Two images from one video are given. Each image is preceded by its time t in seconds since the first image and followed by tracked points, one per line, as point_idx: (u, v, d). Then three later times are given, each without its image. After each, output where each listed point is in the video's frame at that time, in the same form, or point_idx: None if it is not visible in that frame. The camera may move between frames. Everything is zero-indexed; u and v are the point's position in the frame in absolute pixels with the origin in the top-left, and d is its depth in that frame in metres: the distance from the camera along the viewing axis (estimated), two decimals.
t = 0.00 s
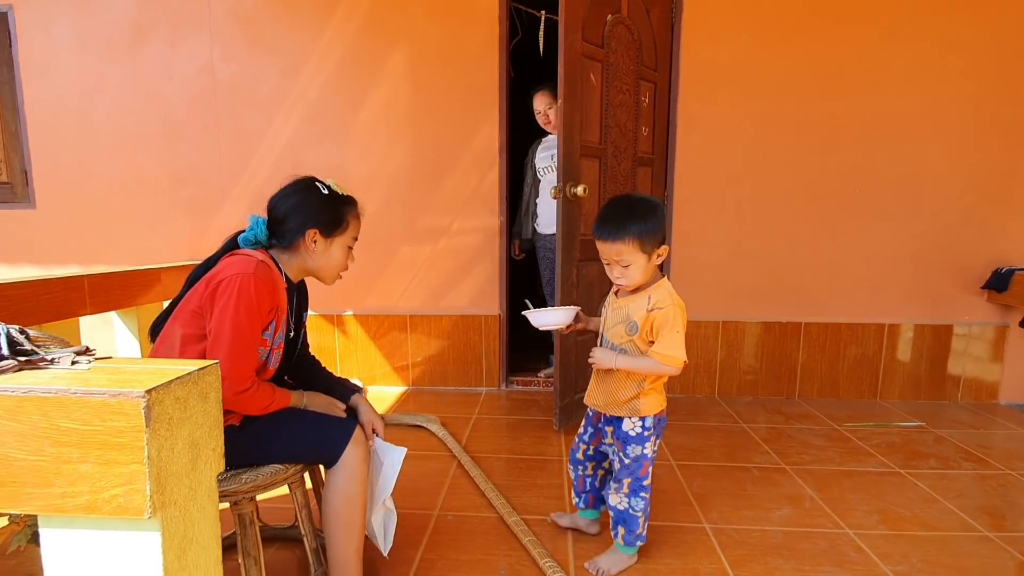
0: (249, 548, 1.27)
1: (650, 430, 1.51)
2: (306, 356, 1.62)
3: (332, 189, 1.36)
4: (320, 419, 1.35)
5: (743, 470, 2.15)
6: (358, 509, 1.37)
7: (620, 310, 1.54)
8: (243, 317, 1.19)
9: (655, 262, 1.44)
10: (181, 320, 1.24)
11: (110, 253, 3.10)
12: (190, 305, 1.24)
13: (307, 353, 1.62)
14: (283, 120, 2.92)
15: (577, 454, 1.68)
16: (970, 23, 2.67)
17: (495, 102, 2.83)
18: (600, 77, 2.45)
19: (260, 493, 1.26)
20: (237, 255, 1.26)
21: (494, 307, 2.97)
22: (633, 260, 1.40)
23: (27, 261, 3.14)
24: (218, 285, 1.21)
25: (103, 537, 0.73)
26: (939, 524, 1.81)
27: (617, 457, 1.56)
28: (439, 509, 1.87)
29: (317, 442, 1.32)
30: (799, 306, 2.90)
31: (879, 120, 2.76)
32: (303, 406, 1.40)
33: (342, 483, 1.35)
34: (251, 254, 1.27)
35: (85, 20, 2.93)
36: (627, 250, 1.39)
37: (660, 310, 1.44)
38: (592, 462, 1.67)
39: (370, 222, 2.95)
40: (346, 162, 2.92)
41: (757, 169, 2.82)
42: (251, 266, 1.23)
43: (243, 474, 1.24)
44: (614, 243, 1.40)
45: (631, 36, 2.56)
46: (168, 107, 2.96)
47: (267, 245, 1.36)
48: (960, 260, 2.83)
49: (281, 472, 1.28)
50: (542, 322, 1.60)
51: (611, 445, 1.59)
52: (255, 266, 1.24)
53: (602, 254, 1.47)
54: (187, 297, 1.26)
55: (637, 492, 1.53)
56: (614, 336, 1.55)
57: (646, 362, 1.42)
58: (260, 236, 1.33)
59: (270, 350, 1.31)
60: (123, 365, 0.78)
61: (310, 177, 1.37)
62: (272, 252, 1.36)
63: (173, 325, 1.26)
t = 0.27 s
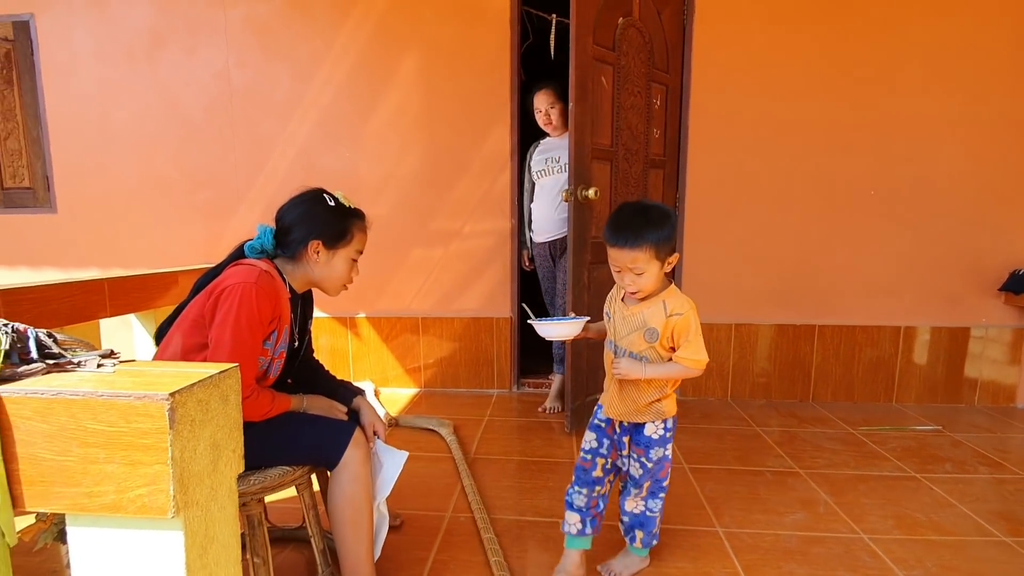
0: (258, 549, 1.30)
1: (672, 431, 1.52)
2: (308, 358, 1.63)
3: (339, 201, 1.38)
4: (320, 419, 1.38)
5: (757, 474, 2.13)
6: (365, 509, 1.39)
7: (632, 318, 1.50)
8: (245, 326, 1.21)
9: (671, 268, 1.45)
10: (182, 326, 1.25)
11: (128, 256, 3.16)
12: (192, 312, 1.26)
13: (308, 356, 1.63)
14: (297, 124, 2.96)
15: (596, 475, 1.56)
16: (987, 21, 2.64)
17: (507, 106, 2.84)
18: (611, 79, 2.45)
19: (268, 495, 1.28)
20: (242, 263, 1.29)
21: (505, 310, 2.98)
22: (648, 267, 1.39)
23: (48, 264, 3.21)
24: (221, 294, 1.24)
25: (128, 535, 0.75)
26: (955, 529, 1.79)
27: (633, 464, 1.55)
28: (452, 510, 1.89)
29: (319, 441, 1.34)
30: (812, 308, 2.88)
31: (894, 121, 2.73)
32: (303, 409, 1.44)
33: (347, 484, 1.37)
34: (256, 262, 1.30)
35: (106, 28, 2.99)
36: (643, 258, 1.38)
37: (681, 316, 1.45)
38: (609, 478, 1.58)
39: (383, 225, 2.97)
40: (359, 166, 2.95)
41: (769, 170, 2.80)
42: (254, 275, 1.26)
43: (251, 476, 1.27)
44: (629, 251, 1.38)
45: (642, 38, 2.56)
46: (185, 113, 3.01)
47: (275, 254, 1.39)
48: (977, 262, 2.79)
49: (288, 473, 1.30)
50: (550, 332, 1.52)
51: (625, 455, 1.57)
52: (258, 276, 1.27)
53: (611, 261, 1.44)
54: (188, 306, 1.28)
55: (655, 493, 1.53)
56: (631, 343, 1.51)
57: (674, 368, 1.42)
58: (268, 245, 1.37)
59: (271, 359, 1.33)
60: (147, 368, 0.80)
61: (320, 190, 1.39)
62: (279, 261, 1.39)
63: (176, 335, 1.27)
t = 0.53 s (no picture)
0: (267, 553, 1.31)
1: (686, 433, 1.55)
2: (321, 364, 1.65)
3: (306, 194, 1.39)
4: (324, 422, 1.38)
5: (764, 479, 2.12)
6: (373, 512, 1.40)
7: (639, 327, 1.49)
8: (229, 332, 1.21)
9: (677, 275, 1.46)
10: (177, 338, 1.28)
11: (139, 262, 3.19)
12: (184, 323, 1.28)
13: (321, 362, 1.65)
14: (304, 131, 2.99)
15: (641, 499, 1.49)
16: (995, 23, 2.62)
17: (512, 111, 2.85)
18: (616, 85, 2.46)
19: (277, 500, 1.29)
20: (226, 272, 1.32)
21: (511, 314, 2.99)
22: (655, 277, 1.40)
23: (60, 270, 3.26)
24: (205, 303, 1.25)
25: (140, 541, 0.76)
26: (966, 535, 1.77)
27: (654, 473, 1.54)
28: (459, 515, 1.89)
29: (324, 441, 1.35)
30: (820, 312, 2.86)
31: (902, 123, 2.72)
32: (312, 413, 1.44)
33: (355, 486, 1.38)
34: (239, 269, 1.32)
35: (117, 37, 3.04)
36: (650, 268, 1.38)
37: (689, 321, 1.45)
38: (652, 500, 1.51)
39: (389, 230, 2.99)
40: (365, 171, 2.97)
41: (776, 174, 2.79)
42: (235, 281, 1.27)
43: (260, 481, 1.28)
44: (636, 262, 1.38)
45: (647, 43, 2.57)
46: (194, 120, 3.05)
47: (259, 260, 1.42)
48: (986, 264, 2.77)
49: (297, 479, 1.32)
50: (553, 344, 1.52)
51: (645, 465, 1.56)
52: (239, 280, 1.28)
53: (616, 272, 1.44)
54: (180, 318, 1.31)
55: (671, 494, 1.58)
56: (641, 352, 1.48)
57: (688, 373, 1.43)
58: (251, 253, 1.39)
59: (269, 362, 1.34)
60: (158, 376, 0.81)
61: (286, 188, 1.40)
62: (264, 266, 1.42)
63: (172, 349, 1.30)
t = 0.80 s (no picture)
0: (269, 557, 1.31)
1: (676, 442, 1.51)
2: (313, 365, 1.65)
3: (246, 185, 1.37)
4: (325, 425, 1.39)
5: (769, 483, 2.11)
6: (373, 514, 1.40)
7: (637, 330, 1.48)
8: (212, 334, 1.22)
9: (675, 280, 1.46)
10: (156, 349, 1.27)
11: (143, 266, 3.21)
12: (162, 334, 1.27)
13: (314, 362, 1.65)
14: (307, 136, 3.00)
15: (593, 499, 1.53)
16: (999, 25, 2.61)
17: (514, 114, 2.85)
18: (618, 88, 2.46)
19: (280, 504, 1.29)
20: (192, 277, 1.32)
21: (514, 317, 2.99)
22: (653, 281, 1.39)
23: (66, 275, 3.28)
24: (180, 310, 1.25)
25: (141, 545, 0.76)
26: (974, 540, 1.75)
27: (640, 479, 1.53)
28: (461, 519, 1.89)
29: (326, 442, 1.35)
30: (824, 314, 2.85)
31: (905, 125, 2.71)
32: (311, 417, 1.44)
33: (357, 488, 1.38)
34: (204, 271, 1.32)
35: (122, 44, 3.06)
36: (649, 271, 1.38)
37: (688, 327, 1.45)
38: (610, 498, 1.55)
39: (392, 234, 3.00)
40: (368, 176, 2.98)
41: (779, 176, 2.79)
42: (207, 284, 1.27)
43: (262, 485, 1.28)
44: (635, 264, 1.38)
45: (649, 47, 2.57)
46: (198, 125, 3.07)
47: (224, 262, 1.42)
48: (993, 267, 2.75)
49: (299, 482, 1.31)
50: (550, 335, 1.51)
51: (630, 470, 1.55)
52: (210, 282, 1.27)
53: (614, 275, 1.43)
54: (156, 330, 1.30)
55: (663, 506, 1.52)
56: (637, 355, 1.48)
57: (686, 378, 1.43)
58: (213, 257, 1.38)
59: (254, 358, 1.33)
60: (160, 379, 0.81)
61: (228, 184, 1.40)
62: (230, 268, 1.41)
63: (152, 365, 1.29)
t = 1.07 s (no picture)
0: (273, 561, 1.30)
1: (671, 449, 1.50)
2: (307, 366, 1.64)
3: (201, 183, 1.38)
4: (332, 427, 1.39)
5: (775, 488, 2.09)
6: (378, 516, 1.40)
7: (635, 330, 1.48)
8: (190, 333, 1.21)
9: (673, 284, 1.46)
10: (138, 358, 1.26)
11: (148, 270, 3.22)
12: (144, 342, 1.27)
13: (307, 363, 1.64)
14: (311, 141, 3.01)
15: (577, 492, 1.60)
16: (1002, 27, 2.61)
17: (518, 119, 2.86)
18: (621, 92, 2.46)
19: (284, 508, 1.28)
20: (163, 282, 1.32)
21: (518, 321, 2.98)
22: (651, 284, 1.39)
23: (71, 280, 3.29)
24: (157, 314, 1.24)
25: (146, 548, 0.76)
26: (983, 545, 1.73)
27: (637, 487, 1.52)
28: (465, 524, 1.88)
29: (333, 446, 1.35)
30: (829, 318, 2.84)
31: (909, 128, 2.70)
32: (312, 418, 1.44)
33: (362, 491, 1.38)
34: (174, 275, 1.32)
35: (127, 50, 3.09)
36: (648, 274, 1.37)
37: (686, 331, 1.45)
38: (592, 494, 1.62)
39: (396, 238, 3.01)
40: (372, 180, 2.99)
41: (782, 180, 2.79)
42: (179, 285, 1.26)
43: (266, 488, 1.28)
44: (634, 267, 1.37)
45: (652, 51, 2.57)
46: (202, 130, 3.09)
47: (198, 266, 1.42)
48: (998, 270, 2.74)
49: (303, 486, 1.30)
50: (546, 314, 1.53)
51: (625, 477, 1.55)
52: (183, 283, 1.26)
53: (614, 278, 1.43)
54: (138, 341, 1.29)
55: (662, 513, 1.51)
56: (632, 354, 1.48)
57: (681, 380, 1.41)
58: (185, 261, 1.39)
59: (242, 355, 1.31)
60: (165, 382, 0.81)
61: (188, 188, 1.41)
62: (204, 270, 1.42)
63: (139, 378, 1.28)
